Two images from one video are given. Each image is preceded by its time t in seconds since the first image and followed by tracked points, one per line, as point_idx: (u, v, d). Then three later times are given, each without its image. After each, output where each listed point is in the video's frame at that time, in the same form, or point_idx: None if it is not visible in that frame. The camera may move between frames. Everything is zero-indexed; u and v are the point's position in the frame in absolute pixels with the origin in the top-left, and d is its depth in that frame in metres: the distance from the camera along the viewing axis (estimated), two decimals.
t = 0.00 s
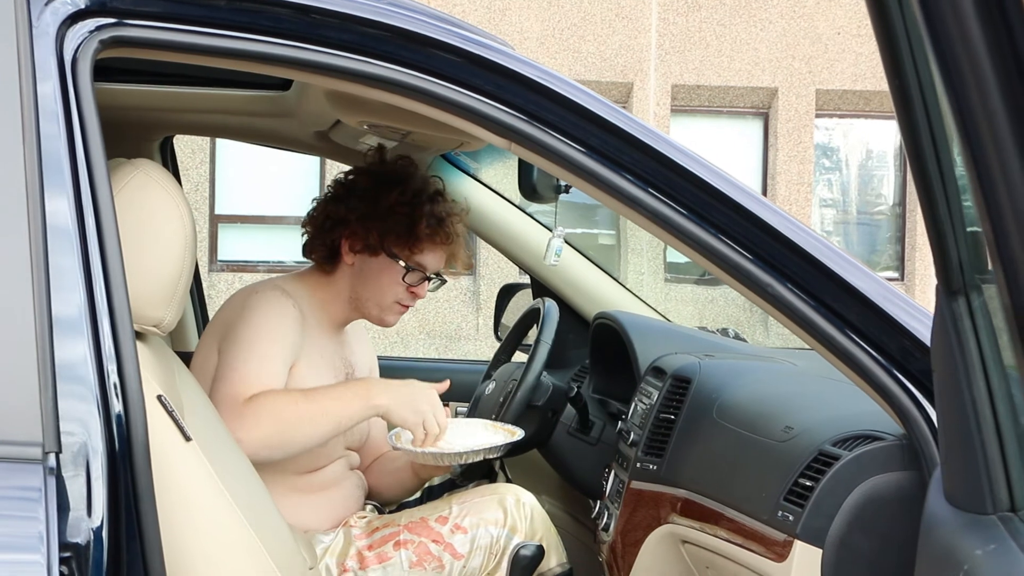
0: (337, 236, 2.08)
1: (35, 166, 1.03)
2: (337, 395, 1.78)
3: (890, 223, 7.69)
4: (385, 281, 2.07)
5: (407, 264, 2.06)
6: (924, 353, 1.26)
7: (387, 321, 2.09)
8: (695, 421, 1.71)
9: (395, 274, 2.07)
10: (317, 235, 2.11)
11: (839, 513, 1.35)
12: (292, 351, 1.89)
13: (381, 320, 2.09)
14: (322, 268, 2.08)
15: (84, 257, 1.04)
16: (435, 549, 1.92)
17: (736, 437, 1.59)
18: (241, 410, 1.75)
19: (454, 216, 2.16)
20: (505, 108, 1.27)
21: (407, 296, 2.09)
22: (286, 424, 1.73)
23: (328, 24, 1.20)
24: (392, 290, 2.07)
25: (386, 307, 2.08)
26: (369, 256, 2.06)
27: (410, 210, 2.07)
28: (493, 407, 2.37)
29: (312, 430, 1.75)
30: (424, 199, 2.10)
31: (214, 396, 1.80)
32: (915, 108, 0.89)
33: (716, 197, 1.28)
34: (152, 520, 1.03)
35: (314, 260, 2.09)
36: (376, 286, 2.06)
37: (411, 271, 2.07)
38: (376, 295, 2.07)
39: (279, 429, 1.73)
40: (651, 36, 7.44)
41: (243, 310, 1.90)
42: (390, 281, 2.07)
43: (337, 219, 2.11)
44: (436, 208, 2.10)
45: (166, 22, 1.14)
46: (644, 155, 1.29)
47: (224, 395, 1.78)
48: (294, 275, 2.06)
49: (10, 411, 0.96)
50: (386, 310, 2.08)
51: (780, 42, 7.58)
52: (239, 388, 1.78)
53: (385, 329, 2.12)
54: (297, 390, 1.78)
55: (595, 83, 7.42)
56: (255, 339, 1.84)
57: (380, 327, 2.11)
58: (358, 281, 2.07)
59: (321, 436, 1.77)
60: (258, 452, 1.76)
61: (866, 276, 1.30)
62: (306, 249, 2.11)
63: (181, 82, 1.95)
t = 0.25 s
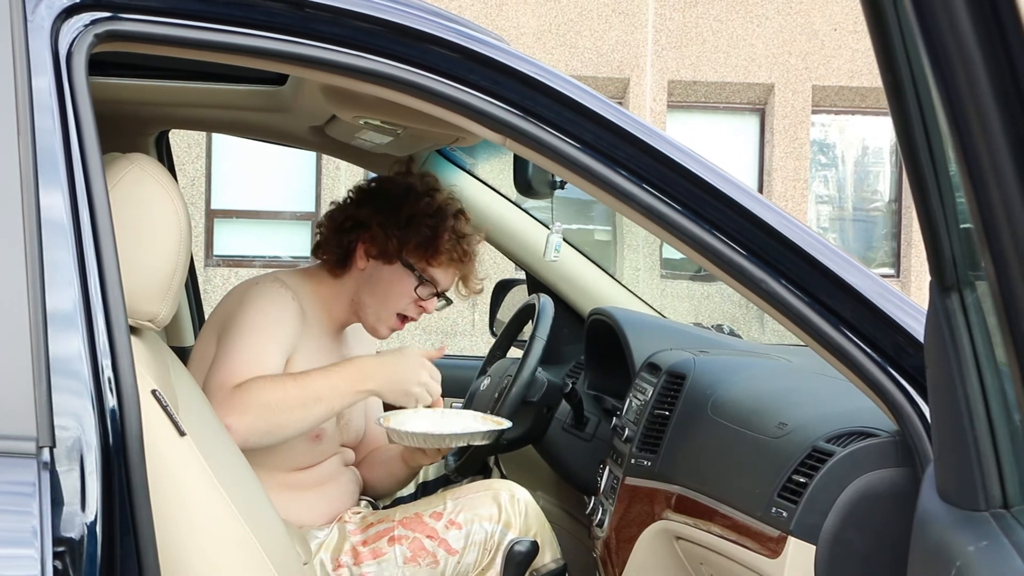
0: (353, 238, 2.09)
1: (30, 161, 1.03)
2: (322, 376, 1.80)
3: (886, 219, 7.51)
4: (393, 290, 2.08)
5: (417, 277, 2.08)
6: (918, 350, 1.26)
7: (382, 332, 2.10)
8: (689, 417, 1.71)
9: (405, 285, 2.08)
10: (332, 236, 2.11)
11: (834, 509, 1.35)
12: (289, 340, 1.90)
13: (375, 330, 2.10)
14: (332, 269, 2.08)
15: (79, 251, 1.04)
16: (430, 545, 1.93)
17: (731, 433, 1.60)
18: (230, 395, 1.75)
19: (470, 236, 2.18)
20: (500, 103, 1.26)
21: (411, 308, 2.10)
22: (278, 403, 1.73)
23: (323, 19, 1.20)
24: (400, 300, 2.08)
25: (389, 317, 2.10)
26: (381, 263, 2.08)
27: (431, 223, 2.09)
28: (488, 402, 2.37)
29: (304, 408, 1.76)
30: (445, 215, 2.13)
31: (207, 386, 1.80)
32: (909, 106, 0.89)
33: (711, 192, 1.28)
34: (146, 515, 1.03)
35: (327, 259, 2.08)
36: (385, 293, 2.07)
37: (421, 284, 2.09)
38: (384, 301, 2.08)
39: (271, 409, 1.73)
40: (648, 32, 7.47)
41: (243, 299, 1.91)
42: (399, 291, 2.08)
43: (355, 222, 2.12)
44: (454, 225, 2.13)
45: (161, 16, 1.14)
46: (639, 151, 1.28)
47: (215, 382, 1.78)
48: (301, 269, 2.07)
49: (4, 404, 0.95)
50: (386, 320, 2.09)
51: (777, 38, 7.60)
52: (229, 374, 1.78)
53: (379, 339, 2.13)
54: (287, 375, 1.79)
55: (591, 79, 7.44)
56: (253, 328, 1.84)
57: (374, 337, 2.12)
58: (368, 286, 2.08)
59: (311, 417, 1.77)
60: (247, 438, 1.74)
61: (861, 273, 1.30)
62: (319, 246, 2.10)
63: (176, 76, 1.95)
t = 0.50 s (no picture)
0: (365, 239, 2.15)
1: (27, 160, 1.03)
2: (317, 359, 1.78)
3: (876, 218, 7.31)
4: (401, 286, 2.09)
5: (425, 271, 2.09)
6: (914, 347, 1.27)
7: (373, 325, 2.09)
8: (686, 415, 1.71)
9: (412, 279, 2.09)
10: (347, 239, 2.18)
11: (831, 505, 1.35)
12: (291, 334, 1.90)
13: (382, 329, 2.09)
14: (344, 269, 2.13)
15: (76, 249, 1.04)
16: (427, 543, 1.92)
17: (727, 430, 1.60)
18: (228, 387, 1.75)
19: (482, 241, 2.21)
20: (496, 101, 1.27)
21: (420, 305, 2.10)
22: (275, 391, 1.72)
23: (320, 17, 1.20)
24: (408, 295, 2.09)
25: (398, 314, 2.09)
26: (391, 261, 2.11)
27: (440, 221, 2.13)
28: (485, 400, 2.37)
29: (301, 396, 1.74)
30: (454, 215, 2.16)
31: (209, 383, 1.81)
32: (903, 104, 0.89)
33: (708, 191, 1.28)
34: (144, 514, 1.03)
35: (339, 259, 2.15)
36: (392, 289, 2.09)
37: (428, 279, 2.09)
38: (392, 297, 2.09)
39: (269, 398, 1.72)
40: (644, 30, 7.52)
41: (247, 298, 1.93)
42: (407, 287, 2.09)
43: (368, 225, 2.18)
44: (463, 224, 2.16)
45: (157, 15, 1.14)
46: (636, 150, 1.29)
47: (217, 378, 1.79)
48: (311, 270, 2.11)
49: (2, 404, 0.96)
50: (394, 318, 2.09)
51: (772, 36, 7.70)
52: (227, 366, 1.79)
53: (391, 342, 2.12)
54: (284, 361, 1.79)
55: (588, 77, 7.48)
56: (253, 323, 1.86)
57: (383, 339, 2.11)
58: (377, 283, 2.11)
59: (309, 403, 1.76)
60: (248, 430, 1.74)
61: (858, 272, 1.30)
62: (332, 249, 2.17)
63: (173, 75, 1.95)
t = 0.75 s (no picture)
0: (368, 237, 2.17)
1: (23, 161, 1.03)
2: (323, 355, 1.81)
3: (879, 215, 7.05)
4: (400, 278, 2.08)
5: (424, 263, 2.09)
6: (910, 345, 1.27)
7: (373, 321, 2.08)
8: (683, 414, 1.71)
9: (412, 271, 2.09)
10: (351, 238, 2.20)
11: (829, 503, 1.35)
12: (293, 333, 1.90)
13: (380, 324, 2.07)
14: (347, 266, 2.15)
15: (73, 250, 1.04)
16: (424, 543, 1.93)
17: (724, 429, 1.60)
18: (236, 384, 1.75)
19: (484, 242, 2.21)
20: (492, 101, 1.27)
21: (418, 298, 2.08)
22: (284, 386, 1.73)
23: (315, 18, 1.20)
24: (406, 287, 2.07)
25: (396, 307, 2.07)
26: (392, 255, 2.12)
27: (440, 216, 2.14)
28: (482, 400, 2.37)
29: (310, 389, 1.76)
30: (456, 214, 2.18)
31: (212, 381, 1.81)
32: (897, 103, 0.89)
33: (704, 189, 1.29)
34: (140, 514, 1.03)
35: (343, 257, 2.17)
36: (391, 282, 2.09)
37: (427, 271, 2.09)
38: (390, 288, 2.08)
39: (273, 397, 1.73)
40: (640, 28, 7.54)
41: (249, 296, 1.93)
42: (406, 278, 2.08)
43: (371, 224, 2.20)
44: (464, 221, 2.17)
45: (152, 15, 1.14)
46: (632, 149, 1.29)
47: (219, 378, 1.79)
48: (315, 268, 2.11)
49: None
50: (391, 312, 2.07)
51: (770, 34, 7.67)
52: (232, 365, 1.78)
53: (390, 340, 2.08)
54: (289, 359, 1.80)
55: (585, 75, 7.50)
56: (256, 322, 1.86)
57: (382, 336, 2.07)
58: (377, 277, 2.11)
59: (317, 397, 1.78)
60: (257, 430, 1.74)
61: (855, 270, 1.30)
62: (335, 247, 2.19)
63: (170, 75, 1.95)
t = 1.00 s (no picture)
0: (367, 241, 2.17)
1: (21, 163, 1.02)
2: (323, 367, 1.81)
3: (875, 214, 7.05)
4: (398, 286, 2.09)
5: (422, 271, 2.09)
6: (907, 345, 1.27)
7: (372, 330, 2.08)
8: (681, 414, 1.71)
9: (410, 279, 2.09)
10: (350, 241, 2.20)
11: (827, 504, 1.35)
12: (293, 339, 1.90)
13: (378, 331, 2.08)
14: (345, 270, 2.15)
15: (70, 251, 1.04)
16: (423, 544, 1.93)
17: (722, 429, 1.60)
18: (232, 395, 1.75)
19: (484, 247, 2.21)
20: (489, 103, 1.27)
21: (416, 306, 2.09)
22: (283, 396, 1.73)
23: (312, 19, 1.20)
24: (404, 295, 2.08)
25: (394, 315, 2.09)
26: (390, 261, 2.12)
27: (440, 223, 2.14)
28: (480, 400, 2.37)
29: (309, 400, 1.76)
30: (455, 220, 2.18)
31: (210, 387, 1.80)
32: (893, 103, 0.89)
33: (702, 191, 1.29)
34: (140, 515, 1.04)
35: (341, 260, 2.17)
36: (389, 288, 2.09)
37: (425, 280, 2.09)
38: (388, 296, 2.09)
39: (271, 406, 1.73)
40: (638, 28, 7.53)
41: (249, 301, 1.93)
42: (404, 286, 2.09)
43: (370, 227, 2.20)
44: (463, 228, 2.16)
45: (149, 18, 1.14)
46: (630, 151, 1.29)
47: (218, 384, 1.79)
48: (314, 273, 2.11)
49: None
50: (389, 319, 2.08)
51: (767, 33, 7.64)
52: (232, 374, 1.78)
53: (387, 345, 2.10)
54: (289, 369, 1.80)
55: (583, 76, 7.50)
56: (255, 327, 1.86)
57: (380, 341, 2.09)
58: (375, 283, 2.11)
59: (314, 407, 1.77)
60: (251, 440, 1.74)
61: (853, 271, 1.30)
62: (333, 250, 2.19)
63: (167, 77, 1.95)
